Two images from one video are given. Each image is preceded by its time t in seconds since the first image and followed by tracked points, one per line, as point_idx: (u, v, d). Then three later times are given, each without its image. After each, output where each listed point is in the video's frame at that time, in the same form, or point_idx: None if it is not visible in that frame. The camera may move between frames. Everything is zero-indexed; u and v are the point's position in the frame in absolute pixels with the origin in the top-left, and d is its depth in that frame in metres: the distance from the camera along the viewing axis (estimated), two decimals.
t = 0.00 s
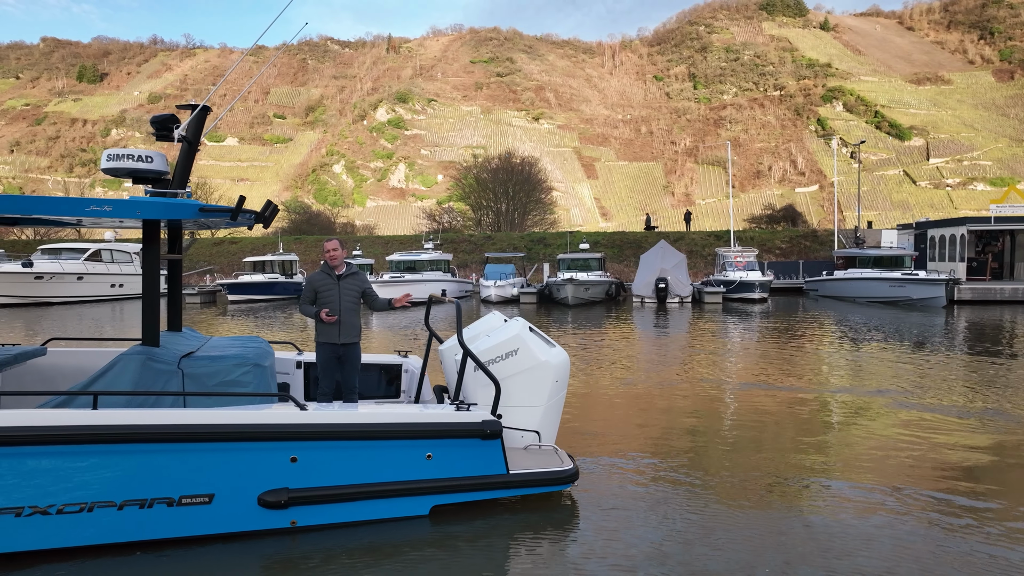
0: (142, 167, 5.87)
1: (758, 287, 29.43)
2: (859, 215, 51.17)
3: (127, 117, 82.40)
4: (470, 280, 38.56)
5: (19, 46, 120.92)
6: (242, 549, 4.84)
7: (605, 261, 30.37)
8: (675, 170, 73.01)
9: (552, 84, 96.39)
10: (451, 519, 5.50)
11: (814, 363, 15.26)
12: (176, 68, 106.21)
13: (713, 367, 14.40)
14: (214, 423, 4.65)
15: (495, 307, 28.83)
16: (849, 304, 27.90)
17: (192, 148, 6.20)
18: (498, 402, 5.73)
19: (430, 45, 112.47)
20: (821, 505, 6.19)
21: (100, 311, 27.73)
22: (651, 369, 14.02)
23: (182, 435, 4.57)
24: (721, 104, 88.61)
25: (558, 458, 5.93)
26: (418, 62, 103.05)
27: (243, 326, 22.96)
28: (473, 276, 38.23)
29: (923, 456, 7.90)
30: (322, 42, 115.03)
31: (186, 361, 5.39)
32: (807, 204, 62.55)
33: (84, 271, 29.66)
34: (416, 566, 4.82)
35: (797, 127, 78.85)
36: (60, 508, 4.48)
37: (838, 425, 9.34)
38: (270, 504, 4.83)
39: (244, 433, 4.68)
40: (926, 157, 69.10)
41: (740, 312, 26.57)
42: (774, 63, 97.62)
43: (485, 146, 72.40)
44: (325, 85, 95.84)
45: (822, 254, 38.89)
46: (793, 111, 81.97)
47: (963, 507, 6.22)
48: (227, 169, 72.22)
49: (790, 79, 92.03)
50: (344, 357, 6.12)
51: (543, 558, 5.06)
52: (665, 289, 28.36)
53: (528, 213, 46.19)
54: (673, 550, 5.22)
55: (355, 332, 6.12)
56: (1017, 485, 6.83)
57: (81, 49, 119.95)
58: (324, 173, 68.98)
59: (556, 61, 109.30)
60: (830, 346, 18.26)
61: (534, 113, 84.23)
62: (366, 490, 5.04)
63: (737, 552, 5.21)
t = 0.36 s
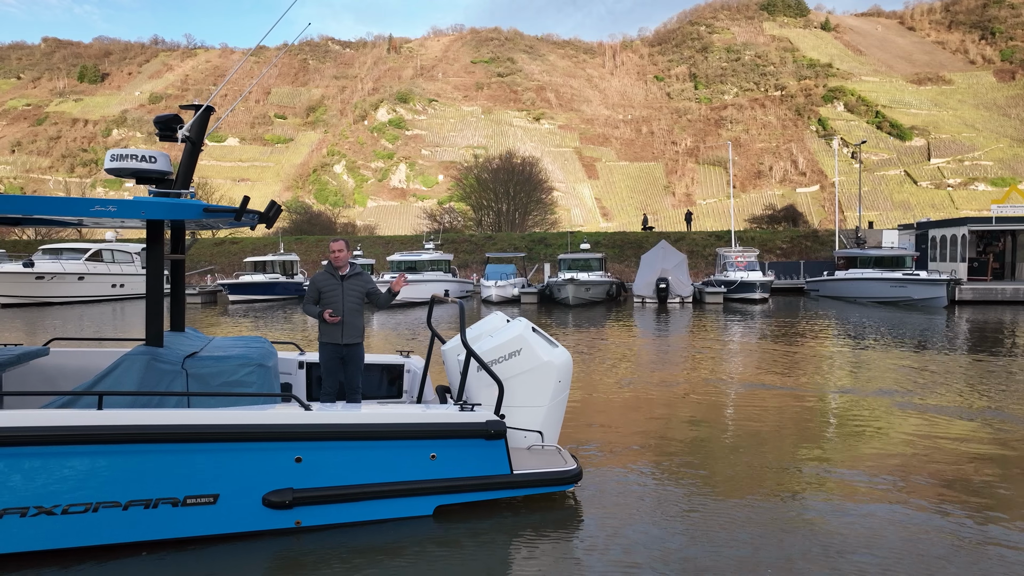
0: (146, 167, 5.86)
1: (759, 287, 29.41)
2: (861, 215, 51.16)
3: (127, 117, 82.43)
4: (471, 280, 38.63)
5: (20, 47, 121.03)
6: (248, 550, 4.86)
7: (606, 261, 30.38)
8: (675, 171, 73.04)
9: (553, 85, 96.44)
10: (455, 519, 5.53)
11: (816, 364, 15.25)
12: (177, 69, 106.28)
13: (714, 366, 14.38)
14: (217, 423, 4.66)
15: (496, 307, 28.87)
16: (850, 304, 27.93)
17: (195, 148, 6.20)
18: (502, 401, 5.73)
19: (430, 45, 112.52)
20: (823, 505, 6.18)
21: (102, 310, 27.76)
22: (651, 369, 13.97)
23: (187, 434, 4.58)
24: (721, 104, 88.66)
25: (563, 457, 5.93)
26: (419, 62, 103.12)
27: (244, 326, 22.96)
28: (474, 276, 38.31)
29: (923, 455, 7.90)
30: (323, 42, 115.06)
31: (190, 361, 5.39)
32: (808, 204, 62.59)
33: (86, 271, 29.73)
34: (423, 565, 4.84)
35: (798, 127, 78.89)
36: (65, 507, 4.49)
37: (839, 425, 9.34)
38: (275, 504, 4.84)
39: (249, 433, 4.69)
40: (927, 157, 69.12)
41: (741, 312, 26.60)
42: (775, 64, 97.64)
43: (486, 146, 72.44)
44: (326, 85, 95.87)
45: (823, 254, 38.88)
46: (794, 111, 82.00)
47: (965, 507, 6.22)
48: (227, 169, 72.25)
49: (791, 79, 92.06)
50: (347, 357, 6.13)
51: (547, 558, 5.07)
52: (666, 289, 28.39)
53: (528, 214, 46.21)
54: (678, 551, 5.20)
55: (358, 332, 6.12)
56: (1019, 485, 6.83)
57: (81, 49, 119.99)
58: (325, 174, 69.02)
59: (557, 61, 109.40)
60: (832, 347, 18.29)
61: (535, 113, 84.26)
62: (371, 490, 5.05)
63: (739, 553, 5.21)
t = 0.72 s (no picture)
0: (148, 167, 5.84)
1: (760, 287, 29.42)
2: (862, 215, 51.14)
3: (128, 117, 82.46)
4: (472, 280, 38.64)
5: (21, 47, 121.16)
6: (251, 548, 4.87)
7: (607, 261, 30.36)
8: (676, 171, 73.04)
9: (553, 85, 96.45)
10: (459, 518, 5.53)
11: (816, 363, 15.23)
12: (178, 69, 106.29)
13: (714, 366, 14.37)
14: (220, 422, 4.66)
15: (496, 307, 28.89)
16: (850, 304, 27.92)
17: (198, 147, 6.20)
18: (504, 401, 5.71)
19: (431, 45, 112.56)
20: (824, 505, 6.17)
21: (101, 310, 27.78)
22: (651, 370, 13.97)
23: (187, 435, 4.57)
24: (722, 104, 88.62)
25: (565, 457, 5.93)
26: (420, 62, 103.15)
27: (244, 327, 22.93)
28: (474, 276, 38.35)
29: (923, 456, 7.89)
30: (324, 42, 115.07)
31: (193, 361, 5.39)
32: (809, 204, 62.57)
33: (86, 272, 29.73)
34: (426, 565, 4.85)
35: (799, 127, 78.88)
36: (68, 507, 4.48)
37: (840, 425, 9.33)
38: (279, 503, 4.85)
39: (252, 433, 4.69)
40: (928, 157, 69.08)
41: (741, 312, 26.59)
42: (775, 64, 97.61)
43: (486, 146, 72.45)
44: (327, 85, 95.89)
45: (824, 254, 38.85)
46: (795, 111, 81.98)
47: (964, 506, 6.20)
48: (228, 169, 72.28)
49: (791, 79, 92.01)
50: (350, 357, 6.12)
51: (549, 558, 5.07)
52: (666, 290, 28.38)
53: (529, 214, 46.21)
54: (679, 550, 5.20)
55: (360, 333, 6.11)
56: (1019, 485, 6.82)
57: (82, 49, 120.05)
58: (326, 174, 69.05)
59: (557, 61, 109.43)
60: (833, 347, 18.28)
61: (536, 113, 84.26)
62: (375, 489, 5.05)
63: (742, 552, 5.20)
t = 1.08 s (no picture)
0: (151, 166, 5.84)
1: (760, 287, 29.43)
2: (863, 215, 51.13)
3: (129, 117, 82.46)
4: (472, 279, 38.67)
5: (22, 47, 121.27)
6: (256, 548, 4.86)
7: (607, 261, 30.32)
8: (677, 171, 73.01)
9: (554, 85, 96.45)
10: (464, 518, 5.54)
11: (816, 363, 15.21)
12: (179, 69, 106.31)
13: (715, 366, 14.33)
14: (222, 421, 4.66)
15: (497, 307, 28.91)
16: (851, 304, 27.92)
17: (200, 147, 6.22)
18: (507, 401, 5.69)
19: (432, 45, 112.63)
20: (822, 505, 6.18)
21: (102, 310, 27.79)
22: (651, 369, 13.95)
23: (190, 434, 4.56)
24: (723, 104, 88.60)
25: (567, 457, 5.91)
26: (421, 62, 103.18)
27: (246, 326, 22.95)
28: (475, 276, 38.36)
29: (923, 455, 7.90)
30: (324, 43, 115.08)
31: (196, 360, 5.37)
32: (809, 204, 62.56)
33: (87, 271, 29.76)
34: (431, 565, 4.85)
35: (799, 127, 78.88)
36: (73, 506, 4.49)
37: (842, 424, 9.32)
38: (283, 503, 4.85)
39: (255, 432, 4.69)
40: (929, 157, 69.06)
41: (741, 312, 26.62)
42: (776, 64, 97.60)
43: (487, 146, 72.45)
44: (328, 85, 95.89)
45: (825, 255, 38.85)
46: (796, 111, 81.98)
47: (967, 506, 6.18)
48: (229, 169, 72.28)
49: (792, 79, 92.01)
50: (353, 357, 6.11)
51: (550, 555, 5.08)
52: (666, 290, 28.39)
53: (530, 214, 46.19)
54: (681, 549, 5.19)
55: (363, 333, 6.11)
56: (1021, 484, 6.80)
57: (83, 49, 120.05)
58: (327, 174, 69.09)
59: (558, 61, 109.52)
60: (833, 347, 18.28)
61: (537, 114, 84.27)
62: (382, 487, 5.07)
63: (742, 550, 5.22)
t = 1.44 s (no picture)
0: (156, 166, 5.82)
1: (761, 287, 29.41)
2: (864, 215, 51.06)
3: (130, 117, 82.49)
4: (473, 280, 38.71)
5: (24, 47, 121.42)
6: (263, 547, 4.88)
7: (608, 261, 30.31)
8: (677, 171, 72.99)
9: (555, 85, 96.49)
10: (468, 517, 5.55)
11: (817, 363, 15.21)
12: (180, 70, 106.36)
13: (715, 367, 14.32)
14: (227, 420, 4.66)
15: (498, 307, 28.93)
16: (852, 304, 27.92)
17: (205, 146, 6.20)
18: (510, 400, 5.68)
19: (433, 45, 112.70)
20: (823, 503, 6.17)
21: (103, 310, 27.80)
22: (653, 369, 13.93)
23: (194, 434, 4.57)
24: (724, 104, 88.62)
25: (570, 456, 5.89)
26: (422, 62, 103.24)
27: (247, 326, 22.97)
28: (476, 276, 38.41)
29: (924, 455, 7.88)
30: (325, 43, 115.16)
31: (201, 359, 5.37)
32: (810, 204, 62.59)
33: (89, 271, 29.78)
34: (436, 564, 4.87)
35: (800, 127, 78.91)
36: (80, 505, 4.48)
37: (843, 424, 9.34)
38: (288, 502, 4.86)
39: (258, 431, 4.69)
40: (930, 157, 69.03)
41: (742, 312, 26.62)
42: (777, 64, 97.61)
43: (488, 146, 72.47)
44: (329, 85, 95.94)
45: (826, 255, 38.85)
46: (796, 111, 81.99)
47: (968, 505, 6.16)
48: (230, 169, 72.32)
49: (793, 79, 92.01)
50: (356, 356, 6.11)
51: (553, 554, 5.09)
52: (667, 290, 28.39)
53: (530, 214, 46.21)
54: (685, 549, 5.19)
55: (366, 333, 6.10)
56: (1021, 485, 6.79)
57: (85, 49, 120.15)
58: (327, 174, 69.09)
59: (559, 61, 109.52)
60: (835, 347, 18.27)
61: (537, 114, 84.29)
62: (386, 487, 5.07)
63: (745, 548, 5.21)
